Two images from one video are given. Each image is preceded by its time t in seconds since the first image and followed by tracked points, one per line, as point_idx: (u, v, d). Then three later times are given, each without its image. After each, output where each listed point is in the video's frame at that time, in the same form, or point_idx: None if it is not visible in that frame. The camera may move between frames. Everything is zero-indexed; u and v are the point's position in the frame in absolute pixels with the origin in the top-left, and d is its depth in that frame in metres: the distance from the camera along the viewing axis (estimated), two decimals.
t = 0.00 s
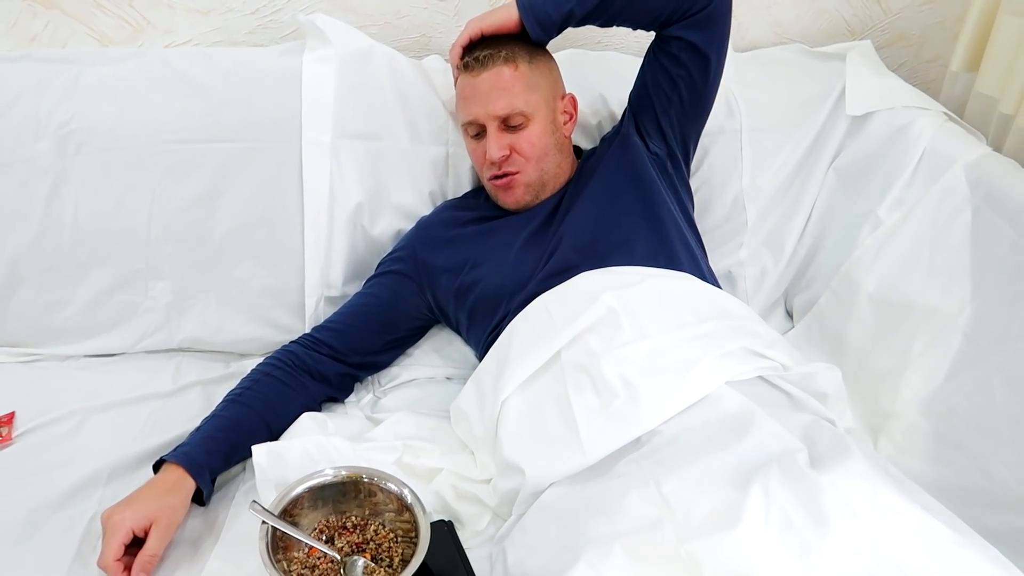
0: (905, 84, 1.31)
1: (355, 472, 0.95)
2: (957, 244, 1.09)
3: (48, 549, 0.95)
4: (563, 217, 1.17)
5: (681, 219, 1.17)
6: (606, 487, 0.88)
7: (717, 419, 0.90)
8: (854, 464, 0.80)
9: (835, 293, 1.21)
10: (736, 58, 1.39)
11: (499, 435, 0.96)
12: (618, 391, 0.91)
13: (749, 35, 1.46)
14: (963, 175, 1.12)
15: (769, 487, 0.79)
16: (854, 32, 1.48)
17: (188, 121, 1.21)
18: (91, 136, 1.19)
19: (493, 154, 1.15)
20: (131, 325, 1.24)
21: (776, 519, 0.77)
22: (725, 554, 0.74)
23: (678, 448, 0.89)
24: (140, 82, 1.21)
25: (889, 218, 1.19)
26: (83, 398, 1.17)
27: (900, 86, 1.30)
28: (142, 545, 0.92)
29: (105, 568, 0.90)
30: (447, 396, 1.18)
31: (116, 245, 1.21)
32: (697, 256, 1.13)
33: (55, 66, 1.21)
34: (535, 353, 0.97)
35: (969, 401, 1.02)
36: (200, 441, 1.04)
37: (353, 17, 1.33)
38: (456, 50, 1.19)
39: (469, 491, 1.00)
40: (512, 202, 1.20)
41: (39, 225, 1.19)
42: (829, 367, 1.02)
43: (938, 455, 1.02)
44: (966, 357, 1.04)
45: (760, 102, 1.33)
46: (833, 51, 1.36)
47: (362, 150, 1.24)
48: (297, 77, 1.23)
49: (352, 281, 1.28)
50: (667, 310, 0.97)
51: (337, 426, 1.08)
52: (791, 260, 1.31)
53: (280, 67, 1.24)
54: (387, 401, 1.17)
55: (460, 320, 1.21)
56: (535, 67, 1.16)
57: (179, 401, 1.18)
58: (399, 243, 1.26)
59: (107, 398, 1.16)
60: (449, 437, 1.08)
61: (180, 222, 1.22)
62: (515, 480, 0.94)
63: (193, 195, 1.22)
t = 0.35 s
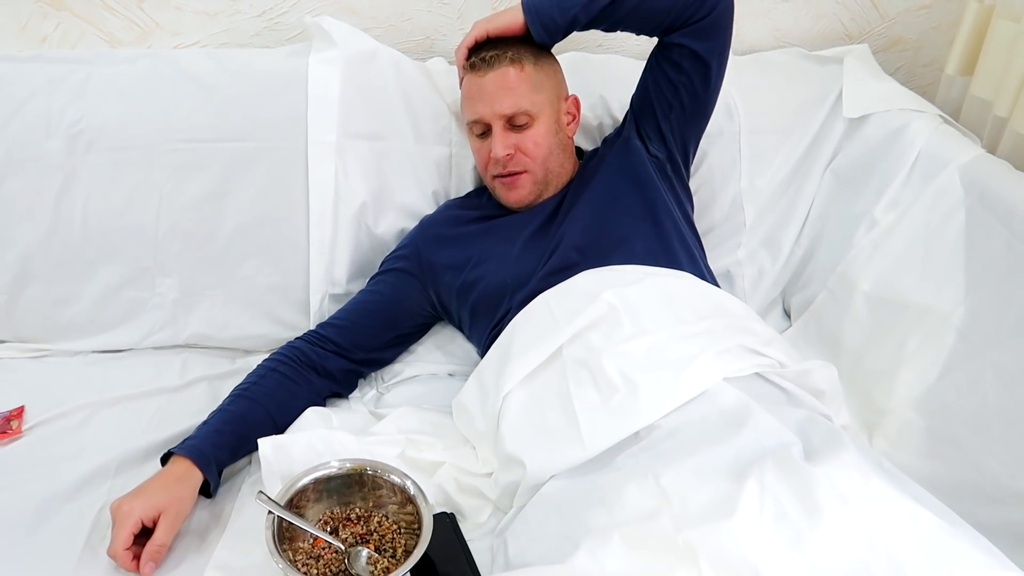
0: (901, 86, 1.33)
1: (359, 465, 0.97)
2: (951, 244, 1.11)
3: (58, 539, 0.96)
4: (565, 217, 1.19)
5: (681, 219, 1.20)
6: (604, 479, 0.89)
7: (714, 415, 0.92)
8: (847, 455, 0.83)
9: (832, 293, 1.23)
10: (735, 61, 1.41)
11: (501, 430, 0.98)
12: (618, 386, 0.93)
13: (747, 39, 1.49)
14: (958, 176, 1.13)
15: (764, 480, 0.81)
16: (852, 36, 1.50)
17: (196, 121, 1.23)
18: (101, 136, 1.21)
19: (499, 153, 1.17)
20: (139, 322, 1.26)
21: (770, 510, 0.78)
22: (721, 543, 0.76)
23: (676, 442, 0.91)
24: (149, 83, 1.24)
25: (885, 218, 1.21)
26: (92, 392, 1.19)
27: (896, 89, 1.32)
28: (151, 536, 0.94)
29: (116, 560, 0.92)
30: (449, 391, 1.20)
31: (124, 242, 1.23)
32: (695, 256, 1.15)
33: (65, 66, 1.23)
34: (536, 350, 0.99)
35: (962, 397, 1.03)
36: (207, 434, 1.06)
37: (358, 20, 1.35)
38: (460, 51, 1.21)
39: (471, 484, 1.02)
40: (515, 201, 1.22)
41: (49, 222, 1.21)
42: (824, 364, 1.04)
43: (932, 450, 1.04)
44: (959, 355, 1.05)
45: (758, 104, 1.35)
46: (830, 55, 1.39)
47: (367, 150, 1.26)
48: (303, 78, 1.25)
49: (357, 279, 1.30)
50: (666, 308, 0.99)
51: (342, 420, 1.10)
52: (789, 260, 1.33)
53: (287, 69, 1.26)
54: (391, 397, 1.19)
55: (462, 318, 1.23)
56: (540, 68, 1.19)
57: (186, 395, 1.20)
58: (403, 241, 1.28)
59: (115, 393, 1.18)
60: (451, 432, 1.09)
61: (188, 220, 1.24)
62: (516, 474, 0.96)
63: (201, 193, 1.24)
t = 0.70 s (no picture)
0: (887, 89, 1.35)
1: (355, 457, 0.99)
2: (935, 243, 1.13)
3: (56, 529, 0.98)
4: (555, 214, 1.21)
5: (670, 216, 1.22)
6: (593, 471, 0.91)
7: (700, 408, 0.94)
8: (830, 446, 0.85)
9: (820, 291, 1.25)
10: (726, 64, 1.43)
11: (493, 423, 0.99)
12: (606, 380, 0.94)
13: (738, 42, 1.51)
14: (941, 176, 1.16)
15: (749, 470, 0.83)
16: (840, 40, 1.53)
17: (194, 119, 1.25)
18: (101, 133, 1.23)
19: (490, 151, 1.19)
20: (137, 317, 1.28)
21: (755, 498, 0.80)
22: (705, 529, 0.78)
23: (664, 435, 0.92)
24: (149, 82, 1.25)
25: (871, 217, 1.23)
26: (91, 386, 1.20)
27: (883, 92, 1.34)
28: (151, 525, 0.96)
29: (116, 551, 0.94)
30: (443, 386, 1.22)
31: (123, 239, 1.25)
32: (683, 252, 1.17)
33: (66, 65, 1.25)
34: (526, 344, 1.00)
35: (945, 392, 1.05)
36: (203, 429, 1.07)
37: (355, 21, 1.37)
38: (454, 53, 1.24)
39: (464, 476, 1.03)
40: (507, 195, 1.24)
41: (49, 218, 1.23)
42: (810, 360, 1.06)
43: (916, 445, 1.06)
44: (942, 351, 1.07)
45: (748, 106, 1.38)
46: (819, 58, 1.41)
47: (363, 148, 1.28)
48: (301, 77, 1.27)
49: (352, 276, 1.32)
50: (654, 303, 1.01)
51: (337, 414, 1.12)
52: (778, 259, 1.35)
53: (285, 69, 1.28)
54: (385, 392, 1.21)
55: (456, 313, 1.25)
56: (529, 68, 1.21)
57: (183, 390, 1.21)
58: (398, 238, 1.30)
59: (113, 387, 1.19)
60: (445, 426, 1.11)
61: (186, 217, 1.26)
62: (507, 467, 0.97)
63: (199, 191, 1.26)
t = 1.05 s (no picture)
0: (881, 92, 1.38)
1: (355, 449, 1.00)
2: (926, 242, 1.15)
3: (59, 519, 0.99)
4: (553, 213, 1.22)
5: (666, 216, 1.23)
6: (588, 463, 0.93)
7: (695, 402, 0.95)
8: (820, 438, 0.87)
9: (813, 290, 1.27)
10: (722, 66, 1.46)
11: (491, 417, 1.01)
12: (603, 374, 0.96)
13: (735, 45, 1.53)
14: (932, 177, 1.18)
15: (741, 461, 0.84)
16: (835, 43, 1.55)
17: (198, 118, 1.27)
18: (106, 131, 1.25)
19: (489, 151, 1.21)
20: (140, 313, 1.30)
21: (746, 489, 0.82)
22: (697, 518, 0.79)
23: (659, 429, 0.94)
24: (153, 82, 1.27)
25: (863, 217, 1.25)
26: (94, 380, 1.22)
27: (876, 94, 1.36)
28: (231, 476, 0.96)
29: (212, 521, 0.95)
30: (442, 382, 1.23)
31: (127, 235, 1.27)
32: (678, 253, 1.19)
33: (72, 65, 1.27)
34: (524, 339, 1.02)
35: (935, 388, 1.07)
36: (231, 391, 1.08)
37: (357, 23, 1.39)
38: (457, 53, 1.25)
39: (462, 470, 1.05)
40: (505, 196, 1.26)
41: (54, 215, 1.25)
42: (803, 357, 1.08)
43: (907, 440, 1.08)
44: (932, 348, 1.09)
45: (743, 108, 1.40)
46: (813, 61, 1.43)
47: (364, 147, 1.30)
48: (303, 77, 1.29)
49: (353, 273, 1.34)
50: (650, 300, 1.02)
51: (338, 409, 1.13)
52: (773, 258, 1.37)
53: (287, 68, 1.30)
54: (385, 387, 1.23)
55: (455, 311, 1.26)
56: (531, 70, 1.23)
57: (185, 384, 1.23)
58: (397, 236, 1.31)
59: (116, 381, 1.21)
60: (443, 420, 1.13)
61: (189, 214, 1.28)
62: (504, 460, 0.99)
63: (202, 188, 1.28)
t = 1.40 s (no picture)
0: (877, 93, 1.38)
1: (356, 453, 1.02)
2: (921, 242, 1.16)
3: (60, 516, 1.00)
4: (551, 215, 1.23)
5: (664, 219, 1.24)
6: (586, 461, 0.94)
7: (691, 400, 0.96)
8: (814, 435, 0.88)
9: (810, 290, 1.28)
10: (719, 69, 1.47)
11: (489, 416, 1.02)
12: (600, 373, 0.96)
13: (732, 48, 1.54)
14: (927, 177, 1.19)
15: (736, 458, 0.85)
16: (832, 45, 1.56)
17: (200, 120, 1.28)
18: (108, 133, 1.26)
19: (487, 151, 1.22)
20: (141, 313, 1.31)
21: (741, 484, 0.83)
22: (692, 513, 0.80)
23: (656, 426, 0.95)
24: (155, 83, 1.29)
25: (859, 217, 1.26)
26: (95, 380, 1.23)
27: (873, 95, 1.37)
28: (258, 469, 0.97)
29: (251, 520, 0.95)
30: (441, 381, 1.24)
31: (129, 236, 1.28)
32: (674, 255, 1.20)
33: (74, 66, 1.28)
34: (522, 338, 1.03)
35: (930, 386, 1.08)
36: (250, 399, 1.08)
37: (357, 26, 1.41)
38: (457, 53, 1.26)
39: (461, 468, 1.06)
40: (503, 198, 1.27)
41: (56, 216, 1.26)
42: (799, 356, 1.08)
43: (902, 438, 1.08)
44: (927, 347, 1.10)
45: (741, 109, 1.41)
46: (810, 63, 1.44)
47: (364, 149, 1.31)
48: (303, 79, 1.31)
49: (353, 274, 1.35)
50: (648, 300, 1.03)
51: (338, 408, 1.14)
52: (770, 259, 1.38)
53: (288, 70, 1.31)
54: (384, 387, 1.24)
55: (454, 312, 1.27)
56: (530, 72, 1.23)
57: (186, 384, 1.24)
58: (397, 237, 1.32)
59: (118, 381, 1.22)
60: (442, 419, 1.13)
61: (191, 215, 1.29)
62: (503, 457, 1.00)
63: (203, 189, 1.29)
